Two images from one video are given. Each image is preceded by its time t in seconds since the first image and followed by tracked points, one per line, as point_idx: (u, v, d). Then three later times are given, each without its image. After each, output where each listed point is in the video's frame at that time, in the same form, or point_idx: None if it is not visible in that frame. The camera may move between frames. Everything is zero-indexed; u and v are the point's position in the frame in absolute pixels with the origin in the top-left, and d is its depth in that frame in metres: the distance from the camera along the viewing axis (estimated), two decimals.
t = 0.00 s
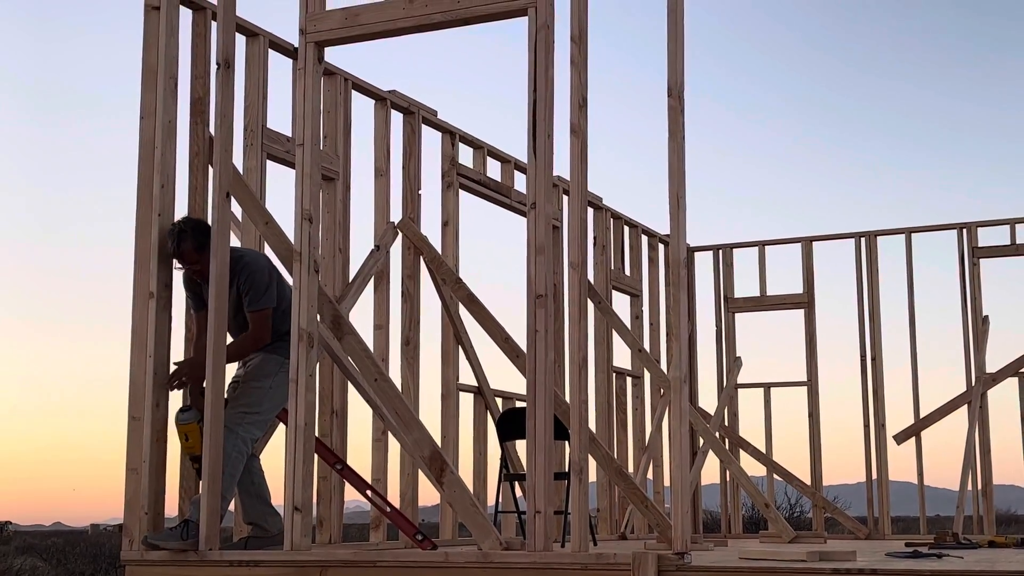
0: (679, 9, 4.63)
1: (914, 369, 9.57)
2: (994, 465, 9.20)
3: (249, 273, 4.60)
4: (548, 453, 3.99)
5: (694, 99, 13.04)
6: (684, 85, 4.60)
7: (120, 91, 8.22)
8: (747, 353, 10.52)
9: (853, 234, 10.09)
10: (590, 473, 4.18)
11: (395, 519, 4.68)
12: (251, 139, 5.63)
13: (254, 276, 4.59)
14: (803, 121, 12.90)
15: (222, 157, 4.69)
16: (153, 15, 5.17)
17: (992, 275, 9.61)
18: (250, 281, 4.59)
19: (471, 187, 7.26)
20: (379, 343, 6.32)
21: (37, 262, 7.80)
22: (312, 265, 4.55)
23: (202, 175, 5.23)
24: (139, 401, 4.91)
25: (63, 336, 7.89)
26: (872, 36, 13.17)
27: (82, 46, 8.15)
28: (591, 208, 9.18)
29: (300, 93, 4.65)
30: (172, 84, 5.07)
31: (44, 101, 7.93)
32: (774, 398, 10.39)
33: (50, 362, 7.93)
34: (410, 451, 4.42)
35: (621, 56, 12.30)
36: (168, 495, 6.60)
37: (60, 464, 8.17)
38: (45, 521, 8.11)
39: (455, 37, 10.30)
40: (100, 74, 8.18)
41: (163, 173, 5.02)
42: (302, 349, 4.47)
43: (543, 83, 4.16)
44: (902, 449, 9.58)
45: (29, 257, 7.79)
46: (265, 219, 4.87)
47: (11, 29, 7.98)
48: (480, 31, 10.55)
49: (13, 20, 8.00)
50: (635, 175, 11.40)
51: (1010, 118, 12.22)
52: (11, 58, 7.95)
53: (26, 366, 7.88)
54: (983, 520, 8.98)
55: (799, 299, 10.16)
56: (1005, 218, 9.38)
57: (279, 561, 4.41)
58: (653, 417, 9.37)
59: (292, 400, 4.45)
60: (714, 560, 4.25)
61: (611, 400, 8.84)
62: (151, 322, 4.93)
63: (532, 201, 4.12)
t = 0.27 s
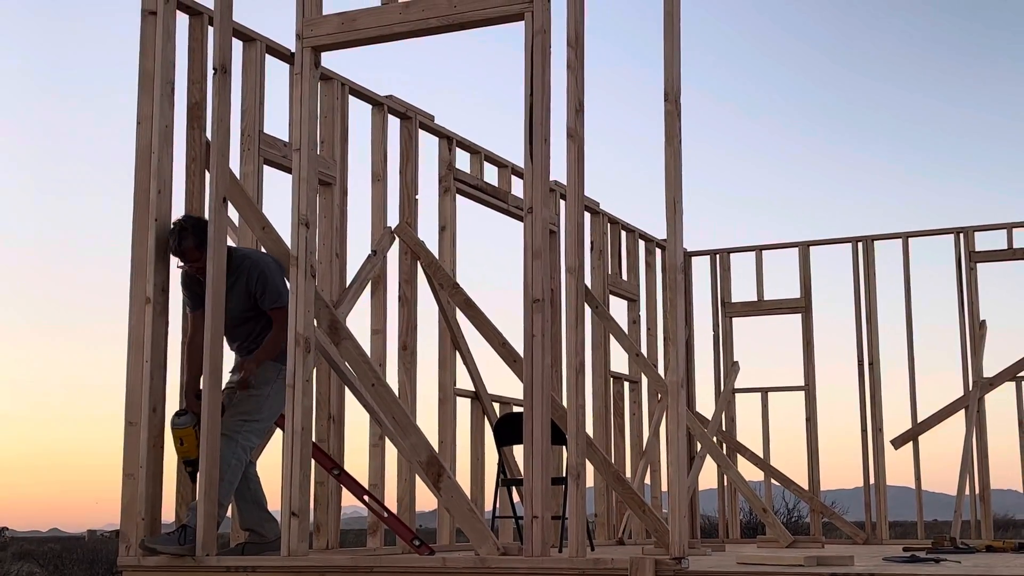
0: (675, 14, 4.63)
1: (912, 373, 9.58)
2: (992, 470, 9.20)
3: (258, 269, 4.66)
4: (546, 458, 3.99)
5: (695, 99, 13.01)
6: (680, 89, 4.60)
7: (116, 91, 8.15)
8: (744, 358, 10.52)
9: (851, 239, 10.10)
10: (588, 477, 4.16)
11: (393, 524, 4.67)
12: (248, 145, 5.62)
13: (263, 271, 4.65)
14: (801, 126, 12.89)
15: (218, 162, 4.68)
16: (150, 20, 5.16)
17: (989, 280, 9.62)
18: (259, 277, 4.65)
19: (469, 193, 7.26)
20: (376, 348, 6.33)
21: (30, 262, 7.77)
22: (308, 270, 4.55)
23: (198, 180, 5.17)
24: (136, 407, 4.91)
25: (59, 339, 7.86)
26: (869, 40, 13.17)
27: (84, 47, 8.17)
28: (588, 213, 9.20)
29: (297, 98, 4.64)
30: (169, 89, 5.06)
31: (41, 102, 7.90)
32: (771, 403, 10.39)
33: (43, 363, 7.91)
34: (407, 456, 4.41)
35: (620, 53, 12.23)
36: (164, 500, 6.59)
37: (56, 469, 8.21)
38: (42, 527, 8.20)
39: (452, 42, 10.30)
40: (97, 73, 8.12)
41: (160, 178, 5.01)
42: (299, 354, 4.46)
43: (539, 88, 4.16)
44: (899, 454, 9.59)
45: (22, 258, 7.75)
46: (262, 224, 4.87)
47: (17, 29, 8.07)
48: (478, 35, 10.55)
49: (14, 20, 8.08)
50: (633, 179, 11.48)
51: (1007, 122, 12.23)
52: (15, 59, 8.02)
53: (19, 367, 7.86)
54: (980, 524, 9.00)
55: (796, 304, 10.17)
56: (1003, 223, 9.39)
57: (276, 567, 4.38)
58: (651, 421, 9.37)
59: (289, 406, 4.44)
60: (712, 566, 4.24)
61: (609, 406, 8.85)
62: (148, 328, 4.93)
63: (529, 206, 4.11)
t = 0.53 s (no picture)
0: (674, 18, 4.63)
1: (910, 376, 9.59)
2: (989, 473, 9.21)
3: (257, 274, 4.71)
4: (544, 462, 4.00)
5: (695, 99, 12.90)
6: (678, 94, 4.61)
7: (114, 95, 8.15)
8: (742, 361, 10.54)
9: (849, 241, 10.10)
10: (586, 481, 4.16)
11: (391, 528, 4.67)
12: (246, 149, 5.61)
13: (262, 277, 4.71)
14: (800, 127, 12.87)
15: (216, 166, 4.68)
16: (148, 25, 5.16)
17: (987, 283, 9.63)
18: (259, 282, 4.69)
19: (467, 197, 7.27)
20: (374, 352, 6.36)
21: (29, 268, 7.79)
22: (306, 274, 4.55)
23: (196, 184, 5.20)
24: (134, 412, 4.92)
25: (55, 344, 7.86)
26: (867, 42, 13.16)
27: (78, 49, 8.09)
28: (586, 217, 9.21)
29: (295, 103, 4.64)
30: (167, 94, 5.07)
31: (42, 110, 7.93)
32: (769, 407, 10.40)
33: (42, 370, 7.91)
34: (405, 460, 4.41)
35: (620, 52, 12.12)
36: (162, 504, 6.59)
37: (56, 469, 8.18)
38: (41, 531, 8.12)
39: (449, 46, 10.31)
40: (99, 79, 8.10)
41: (158, 183, 5.02)
42: (297, 359, 4.46)
43: (537, 93, 4.16)
44: (897, 457, 9.59)
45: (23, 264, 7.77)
46: (259, 229, 4.89)
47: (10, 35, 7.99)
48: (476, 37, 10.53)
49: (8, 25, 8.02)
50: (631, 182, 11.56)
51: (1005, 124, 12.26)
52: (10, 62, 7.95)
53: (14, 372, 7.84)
54: (978, 527, 9.00)
55: (794, 307, 10.18)
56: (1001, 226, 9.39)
57: (274, 572, 4.38)
58: (649, 425, 9.38)
59: (287, 411, 4.44)
60: (710, 568, 4.25)
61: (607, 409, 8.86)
62: (146, 332, 4.93)
63: (527, 210, 4.11)
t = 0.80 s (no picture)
0: (672, 21, 4.64)
1: (909, 379, 9.57)
2: (989, 475, 9.20)
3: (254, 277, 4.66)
4: (544, 465, 3.99)
5: (694, 101, 12.90)
6: (677, 96, 4.61)
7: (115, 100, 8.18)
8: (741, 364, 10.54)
9: (848, 244, 10.10)
10: (585, 485, 4.16)
11: (391, 532, 4.67)
12: (245, 153, 5.62)
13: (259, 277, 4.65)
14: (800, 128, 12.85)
15: (216, 170, 4.68)
16: (146, 29, 5.15)
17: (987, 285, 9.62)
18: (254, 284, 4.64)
19: (466, 200, 7.27)
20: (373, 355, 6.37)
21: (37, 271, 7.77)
22: (306, 278, 4.55)
23: (196, 188, 5.22)
24: (133, 416, 4.92)
25: (55, 347, 7.85)
26: (868, 43, 13.14)
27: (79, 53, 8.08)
28: (585, 220, 9.20)
29: (294, 106, 4.64)
30: (165, 98, 5.08)
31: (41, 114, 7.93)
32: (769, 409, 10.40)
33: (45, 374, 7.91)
34: (405, 463, 4.41)
35: (620, 53, 12.09)
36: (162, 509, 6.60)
37: (57, 474, 8.17)
38: (41, 536, 8.14)
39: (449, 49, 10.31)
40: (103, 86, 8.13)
41: (157, 187, 5.02)
42: (297, 363, 4.46)
43: (536, 96, 4.16)
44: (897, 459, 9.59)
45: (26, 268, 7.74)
46: (259, 233, 4.91)
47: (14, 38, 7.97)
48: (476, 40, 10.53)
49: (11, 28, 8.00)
50: (629, 184, 11.54)
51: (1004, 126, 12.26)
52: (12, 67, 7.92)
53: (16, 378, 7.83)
54: (978, 529, 9.00)
55: (794, 309, 10.14)
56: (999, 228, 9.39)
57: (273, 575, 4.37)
58: (649, 428, 9.37)
59: (286, 415, 4.44)
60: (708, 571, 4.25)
61: (607, 412, 8.86)
62: (145, 336, 4.93)
63: (526, 213, 4.11)
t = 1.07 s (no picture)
0: (672, 24, 4.64)
1: (911, 381, 9.55)
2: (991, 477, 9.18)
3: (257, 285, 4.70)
4: (545, 468, 3.99)
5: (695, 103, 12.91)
6: (677, 99, 4.62)
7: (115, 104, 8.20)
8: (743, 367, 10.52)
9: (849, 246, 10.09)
10: (587, 487, 4.16)
11: (393, 535, 4.67)
12: (246, 157, 5.62)
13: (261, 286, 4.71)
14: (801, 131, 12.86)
15: (217, 173, 4.69)
16: (147, 34, 5.16)
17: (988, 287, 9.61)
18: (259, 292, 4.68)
19: (467, 204, 7.27)
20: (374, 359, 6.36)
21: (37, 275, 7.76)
22: (307, 281, 4.55)
23: (197, 192, 5.22)
24: (135, 420, 4.93)
25: (57, 352, 7.84)
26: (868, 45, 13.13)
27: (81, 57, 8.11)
28: (586, 223, 9.20)
29: (294, 110, 4.65)
30: (166, 102, 5.09)
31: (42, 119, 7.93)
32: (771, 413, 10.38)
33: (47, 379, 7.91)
34: (407, 467, 4.40)
35: (621, 55, 12.07)
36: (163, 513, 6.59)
37: (58, 476, 8.14)
38: (43, 540, 8.10)
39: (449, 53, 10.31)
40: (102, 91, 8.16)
41: (158, 191, 5.03)
42: (298, 367, 4.46)
43: (536, 99, 4.16)
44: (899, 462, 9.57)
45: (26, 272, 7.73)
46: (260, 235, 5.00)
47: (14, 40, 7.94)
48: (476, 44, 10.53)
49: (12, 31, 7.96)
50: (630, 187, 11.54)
51: (1004, 127, 12.25)
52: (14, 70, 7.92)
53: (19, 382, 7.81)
54: (980, 531, 8.98)
55: (795, 312, 10.13)
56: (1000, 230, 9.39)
57: None
58: (651, 431, 9.36)
59: (288, 419, 4.44)
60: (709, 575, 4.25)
61: (608, 415, 8.86)
62: (147, 340, 4.94)
63: (527, 216, 4.11)
